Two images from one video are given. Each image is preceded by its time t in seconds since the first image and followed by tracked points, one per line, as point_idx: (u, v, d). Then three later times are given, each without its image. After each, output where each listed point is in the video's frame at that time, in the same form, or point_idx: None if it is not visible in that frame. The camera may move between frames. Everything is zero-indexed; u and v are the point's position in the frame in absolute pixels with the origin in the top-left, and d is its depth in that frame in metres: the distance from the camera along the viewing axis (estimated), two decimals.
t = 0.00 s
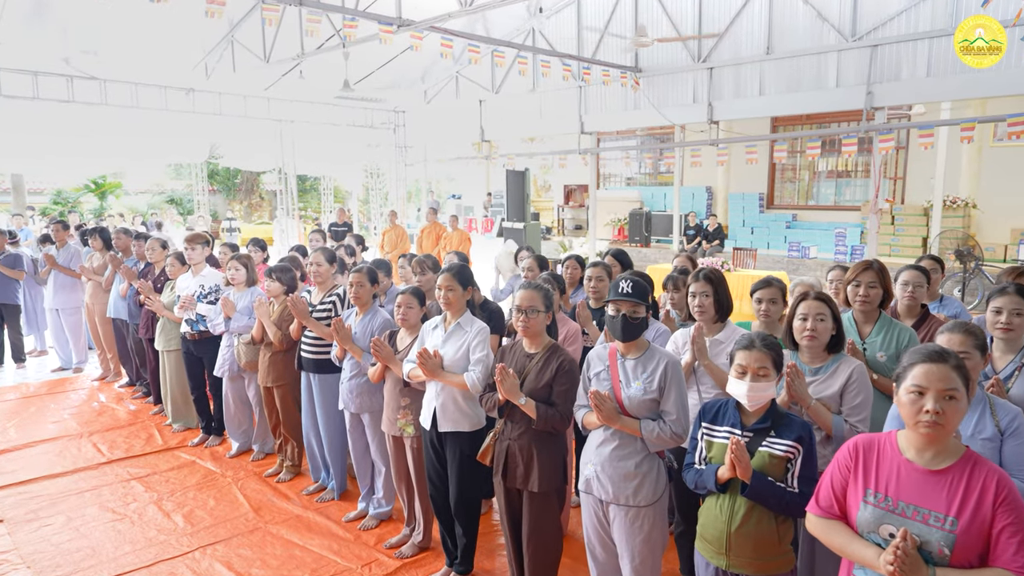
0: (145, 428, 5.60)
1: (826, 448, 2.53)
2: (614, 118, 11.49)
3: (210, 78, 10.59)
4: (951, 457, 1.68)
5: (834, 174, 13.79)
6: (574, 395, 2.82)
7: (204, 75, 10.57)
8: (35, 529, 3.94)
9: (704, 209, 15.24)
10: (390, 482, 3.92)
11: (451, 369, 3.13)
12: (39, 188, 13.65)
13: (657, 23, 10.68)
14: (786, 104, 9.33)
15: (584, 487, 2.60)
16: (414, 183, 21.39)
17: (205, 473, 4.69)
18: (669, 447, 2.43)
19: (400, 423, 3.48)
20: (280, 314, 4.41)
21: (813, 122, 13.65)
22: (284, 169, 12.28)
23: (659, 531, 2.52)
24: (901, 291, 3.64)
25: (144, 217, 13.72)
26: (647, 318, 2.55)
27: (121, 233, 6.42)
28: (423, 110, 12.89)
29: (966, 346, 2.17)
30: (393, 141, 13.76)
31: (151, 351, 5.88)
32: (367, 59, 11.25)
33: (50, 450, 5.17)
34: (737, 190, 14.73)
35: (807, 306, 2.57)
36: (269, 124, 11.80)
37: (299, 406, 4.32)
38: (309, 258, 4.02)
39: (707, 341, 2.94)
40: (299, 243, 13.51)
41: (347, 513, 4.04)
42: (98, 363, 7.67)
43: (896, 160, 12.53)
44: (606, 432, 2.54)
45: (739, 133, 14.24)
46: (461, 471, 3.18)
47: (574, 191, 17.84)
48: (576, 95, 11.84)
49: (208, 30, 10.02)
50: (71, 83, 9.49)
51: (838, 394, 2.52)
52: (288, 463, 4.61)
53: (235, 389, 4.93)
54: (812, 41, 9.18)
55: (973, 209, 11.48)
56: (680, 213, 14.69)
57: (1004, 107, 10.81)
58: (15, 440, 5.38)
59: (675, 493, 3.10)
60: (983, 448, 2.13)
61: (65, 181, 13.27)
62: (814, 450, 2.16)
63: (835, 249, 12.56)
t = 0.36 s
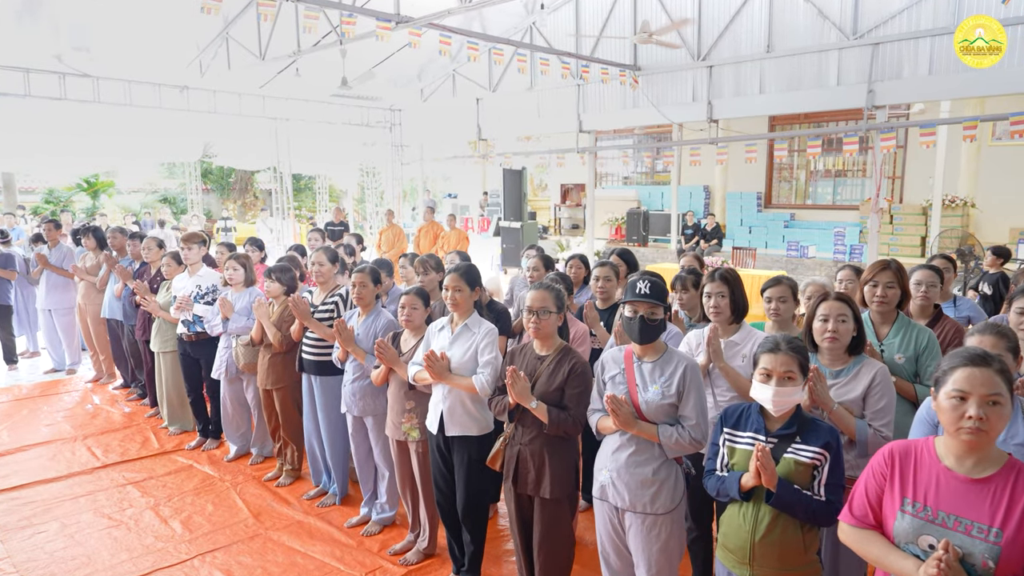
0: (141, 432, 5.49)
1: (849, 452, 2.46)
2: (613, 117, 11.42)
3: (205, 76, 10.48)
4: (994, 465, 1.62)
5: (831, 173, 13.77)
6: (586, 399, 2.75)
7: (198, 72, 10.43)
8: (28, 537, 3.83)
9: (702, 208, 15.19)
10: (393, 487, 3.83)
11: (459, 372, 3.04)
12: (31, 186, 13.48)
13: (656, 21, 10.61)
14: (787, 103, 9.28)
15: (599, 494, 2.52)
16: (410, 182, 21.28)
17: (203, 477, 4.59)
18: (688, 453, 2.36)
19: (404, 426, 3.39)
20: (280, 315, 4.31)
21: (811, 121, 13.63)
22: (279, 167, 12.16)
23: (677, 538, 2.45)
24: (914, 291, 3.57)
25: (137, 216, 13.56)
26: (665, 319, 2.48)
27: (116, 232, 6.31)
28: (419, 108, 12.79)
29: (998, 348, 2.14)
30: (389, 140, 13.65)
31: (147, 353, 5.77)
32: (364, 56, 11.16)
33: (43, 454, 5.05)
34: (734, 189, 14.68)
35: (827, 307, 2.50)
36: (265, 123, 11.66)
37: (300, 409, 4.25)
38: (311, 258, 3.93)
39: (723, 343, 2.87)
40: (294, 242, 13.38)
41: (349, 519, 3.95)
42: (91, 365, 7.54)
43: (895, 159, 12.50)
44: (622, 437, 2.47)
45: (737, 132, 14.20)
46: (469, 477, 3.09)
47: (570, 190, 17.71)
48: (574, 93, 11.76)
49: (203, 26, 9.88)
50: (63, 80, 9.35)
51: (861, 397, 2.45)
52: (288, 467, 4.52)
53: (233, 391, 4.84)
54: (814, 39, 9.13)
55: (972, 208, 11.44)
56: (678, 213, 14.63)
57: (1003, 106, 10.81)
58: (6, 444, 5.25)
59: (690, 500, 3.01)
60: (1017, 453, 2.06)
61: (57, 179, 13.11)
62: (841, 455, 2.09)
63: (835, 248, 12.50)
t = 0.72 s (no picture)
0: (138, 436, 5.39)
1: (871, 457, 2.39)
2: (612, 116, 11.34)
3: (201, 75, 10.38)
4: None
5: (831, 172, 13.73)
6: (600, 403, 2.67)
7: (194, 71, 10.31)
8: (24, 544, 3.74)
9: (701, 207, 15.13)
10: (398, 492, 3.75)
11: (467, 375, 2.96)
12: (24, 186, 13.34)
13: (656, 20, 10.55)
14: (788, 101, 9.23)
15: (614, 502, 2.45)
16: (408, 181, 21.18)
17: (202, 482, 4.50)
18: (707, 459, 2.30)
19: (410, 431, 3.32)
20: (281, 316, 4.23)
21: (810, 121, 13.60)
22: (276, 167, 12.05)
23: (696, 547, 2.37)
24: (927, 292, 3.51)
25: (132, 217, 13.43)
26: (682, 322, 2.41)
27: (113, 232, 6.22)
28: (417, 107, 12.71)
29: None
30: (386, 139, 13.56)
31: (144, 355, 5.68)
32: (362, 55, 11.08)
33: (39, 459, 4.96)
34: (733, 189, 14.64)
35: (849, 309, 2.43)
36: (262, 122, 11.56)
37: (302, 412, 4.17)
38: (314, 258, 3.87)
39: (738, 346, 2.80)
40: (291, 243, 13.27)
41: (353, 524, 3.87)
42: (87, 368, 7.43)
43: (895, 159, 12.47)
44: (639, 443, 2.40)
45: (736, 131, 14.15)
46: (478, 482, 3.02)
47: (568, 190, 17.61)
48: (573, 92, 11.68)
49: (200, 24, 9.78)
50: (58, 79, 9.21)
51: (884, 401, 2.39)
52: (289, 471, 4.44)
53: (233, 395, 4.75)
54: (815, 37, 9.08)
55: (972, 207, 11.41)
56: (677, 212, 14.57)
57: (1003, 105, 10.78)
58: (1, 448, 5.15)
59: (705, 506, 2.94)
60: None
61: (51, 179, 12.97)
62: (869, 463, 2.02)
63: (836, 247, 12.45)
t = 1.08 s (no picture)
0: (136, 440, 5.30)
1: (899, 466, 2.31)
2: (613, 116, 11.26)
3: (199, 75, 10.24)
4: None
5: (831, 172, 13.68)
6: (616, 410, 2.59)
7: (191, 70, 10.15)
8: (19, 554, 3.64)
9: (701, 208, 15.07)
10: (404, 499, 3.66)
11: (478, 381, 2.88)
12: (19, 187, 13.21)
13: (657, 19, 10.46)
14: (790, 102, 9.17)
15: (634, 512, 2.38)
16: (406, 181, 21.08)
17: (203, 489, 4.41)
18: (731, 469, 2.23)
19: (418, 438, 3.23)
20: (283, 320, 4.13)
21: (810, 121, 13.57)
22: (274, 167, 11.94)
23: (718, 560, 2.30)
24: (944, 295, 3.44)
25: (128, 218, 13.31)
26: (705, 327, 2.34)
27: (110, 233, 6.13)
28: (416, 107, 12.62)
29: None
30: (385, 139, 13.48)
31: (142, 359, 5.58)
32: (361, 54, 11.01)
33: (35, 465, 4.86)
34: (733, 189, 14.59)
35: (875, 313, 2.36)
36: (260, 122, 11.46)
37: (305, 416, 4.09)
38: (319, 260, 3.80)
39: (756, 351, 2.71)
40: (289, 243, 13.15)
41: (358, 532, 3.79)
42: (84, 370, 7.31)
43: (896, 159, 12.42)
44: (660, 452, 2.33)
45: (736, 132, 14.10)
46: (489, 491, 2.93)
47: (568, 191, 17.50)
48: (574, 92, 11.58)
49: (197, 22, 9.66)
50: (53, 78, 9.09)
51: (912, 409, 2.31)
52: (291, 478, 4.34)
53: (233, 399, 4.66)
54: (818, 37, 9.03)
55: (974, 208, 11.36)
56: (677, 213, 14.49)
57: (1005, 105, 10.74)
58: None
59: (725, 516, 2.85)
60: None
61: (47, 179, 12.84)
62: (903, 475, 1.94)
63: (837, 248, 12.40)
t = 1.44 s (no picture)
0: (136, 445, 5.21)
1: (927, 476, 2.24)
2: (615, 116, 11.19)
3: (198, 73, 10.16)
4: None
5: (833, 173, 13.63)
6: (633, 417, 2.52)
7: (190, 69, 10.09)
8: (18, 563, 3.56)
9: (702, 208, 15.00)
10: (411, 506, 3.58)
11: (490, 387, 2.81)
12: (16, 187, 13.09)
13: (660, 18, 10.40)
14: (794, 101, 9.11)
15: (653, 523, 2.31)
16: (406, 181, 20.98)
17: (204, 495, 4.33)
18: (755, 478, 2.17)
19: (427, 444, 3.16)
20: (286, 323, 4.05)
21: (812, 121, 13.52)
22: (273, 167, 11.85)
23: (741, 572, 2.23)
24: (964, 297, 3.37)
25: (126, 218, 13.21)
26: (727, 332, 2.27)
27: (110, 234, 6.05)
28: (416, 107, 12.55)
29: None
30: (385, 139, 13.40)
31: (142, 361, 5.50)
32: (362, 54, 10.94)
33: (34, 470, 4.78)
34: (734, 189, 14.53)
35: (903, 317, 2.29)
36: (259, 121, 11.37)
37: (309, 420, 4.01)
38: (324, 262, 3.72)
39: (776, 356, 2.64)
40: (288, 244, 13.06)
41: (364, 539, 3.71)
42: (82, 373, 7.22)
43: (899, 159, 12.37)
44: (681, 461, 2.26)
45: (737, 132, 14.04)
46: (501, 499, 2.86)
47: (568, 191, 17.43)
48: (576, 92, 11.50)
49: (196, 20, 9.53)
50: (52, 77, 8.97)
51: (940, 416, 2.24)
52: (295, 483, 4.26)
53: (235, 403, 4.58)
54: (822, 36, 8.97)
55: (977, 208, 11.30)
56: (678, 213, 14.42)
57: (1008, 105, 10.70)
58: None
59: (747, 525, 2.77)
60: None
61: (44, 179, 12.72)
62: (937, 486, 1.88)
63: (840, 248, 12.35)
